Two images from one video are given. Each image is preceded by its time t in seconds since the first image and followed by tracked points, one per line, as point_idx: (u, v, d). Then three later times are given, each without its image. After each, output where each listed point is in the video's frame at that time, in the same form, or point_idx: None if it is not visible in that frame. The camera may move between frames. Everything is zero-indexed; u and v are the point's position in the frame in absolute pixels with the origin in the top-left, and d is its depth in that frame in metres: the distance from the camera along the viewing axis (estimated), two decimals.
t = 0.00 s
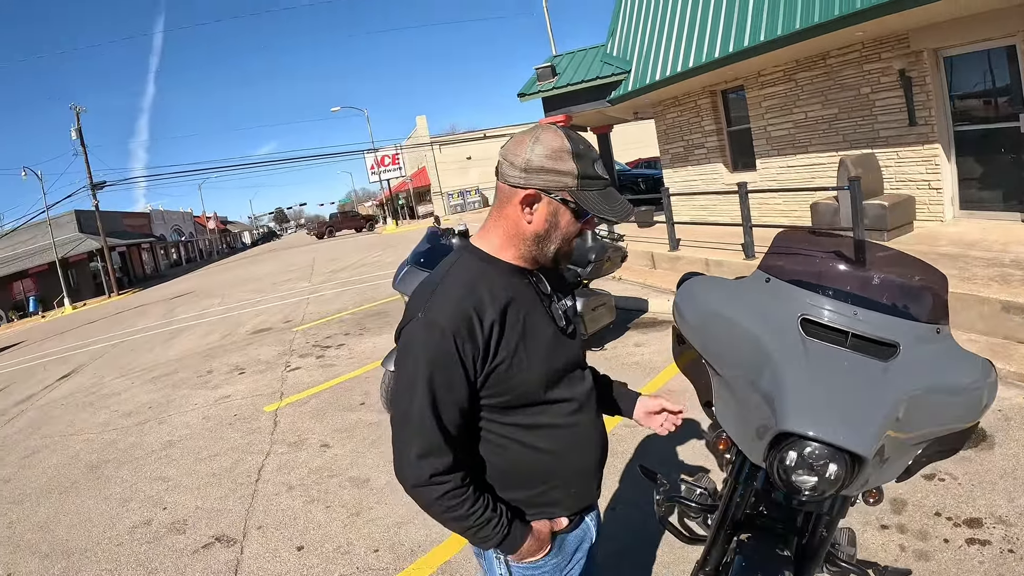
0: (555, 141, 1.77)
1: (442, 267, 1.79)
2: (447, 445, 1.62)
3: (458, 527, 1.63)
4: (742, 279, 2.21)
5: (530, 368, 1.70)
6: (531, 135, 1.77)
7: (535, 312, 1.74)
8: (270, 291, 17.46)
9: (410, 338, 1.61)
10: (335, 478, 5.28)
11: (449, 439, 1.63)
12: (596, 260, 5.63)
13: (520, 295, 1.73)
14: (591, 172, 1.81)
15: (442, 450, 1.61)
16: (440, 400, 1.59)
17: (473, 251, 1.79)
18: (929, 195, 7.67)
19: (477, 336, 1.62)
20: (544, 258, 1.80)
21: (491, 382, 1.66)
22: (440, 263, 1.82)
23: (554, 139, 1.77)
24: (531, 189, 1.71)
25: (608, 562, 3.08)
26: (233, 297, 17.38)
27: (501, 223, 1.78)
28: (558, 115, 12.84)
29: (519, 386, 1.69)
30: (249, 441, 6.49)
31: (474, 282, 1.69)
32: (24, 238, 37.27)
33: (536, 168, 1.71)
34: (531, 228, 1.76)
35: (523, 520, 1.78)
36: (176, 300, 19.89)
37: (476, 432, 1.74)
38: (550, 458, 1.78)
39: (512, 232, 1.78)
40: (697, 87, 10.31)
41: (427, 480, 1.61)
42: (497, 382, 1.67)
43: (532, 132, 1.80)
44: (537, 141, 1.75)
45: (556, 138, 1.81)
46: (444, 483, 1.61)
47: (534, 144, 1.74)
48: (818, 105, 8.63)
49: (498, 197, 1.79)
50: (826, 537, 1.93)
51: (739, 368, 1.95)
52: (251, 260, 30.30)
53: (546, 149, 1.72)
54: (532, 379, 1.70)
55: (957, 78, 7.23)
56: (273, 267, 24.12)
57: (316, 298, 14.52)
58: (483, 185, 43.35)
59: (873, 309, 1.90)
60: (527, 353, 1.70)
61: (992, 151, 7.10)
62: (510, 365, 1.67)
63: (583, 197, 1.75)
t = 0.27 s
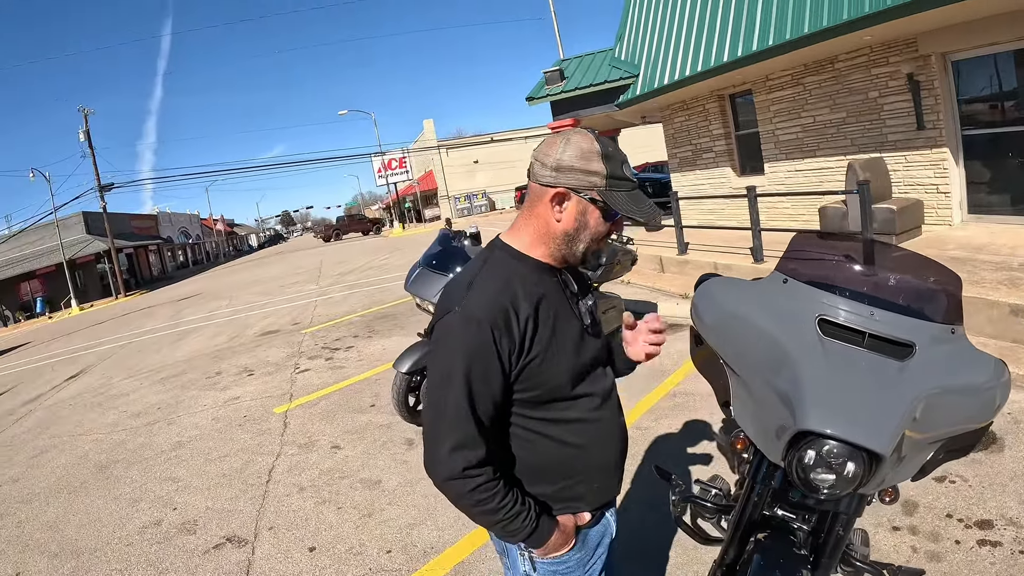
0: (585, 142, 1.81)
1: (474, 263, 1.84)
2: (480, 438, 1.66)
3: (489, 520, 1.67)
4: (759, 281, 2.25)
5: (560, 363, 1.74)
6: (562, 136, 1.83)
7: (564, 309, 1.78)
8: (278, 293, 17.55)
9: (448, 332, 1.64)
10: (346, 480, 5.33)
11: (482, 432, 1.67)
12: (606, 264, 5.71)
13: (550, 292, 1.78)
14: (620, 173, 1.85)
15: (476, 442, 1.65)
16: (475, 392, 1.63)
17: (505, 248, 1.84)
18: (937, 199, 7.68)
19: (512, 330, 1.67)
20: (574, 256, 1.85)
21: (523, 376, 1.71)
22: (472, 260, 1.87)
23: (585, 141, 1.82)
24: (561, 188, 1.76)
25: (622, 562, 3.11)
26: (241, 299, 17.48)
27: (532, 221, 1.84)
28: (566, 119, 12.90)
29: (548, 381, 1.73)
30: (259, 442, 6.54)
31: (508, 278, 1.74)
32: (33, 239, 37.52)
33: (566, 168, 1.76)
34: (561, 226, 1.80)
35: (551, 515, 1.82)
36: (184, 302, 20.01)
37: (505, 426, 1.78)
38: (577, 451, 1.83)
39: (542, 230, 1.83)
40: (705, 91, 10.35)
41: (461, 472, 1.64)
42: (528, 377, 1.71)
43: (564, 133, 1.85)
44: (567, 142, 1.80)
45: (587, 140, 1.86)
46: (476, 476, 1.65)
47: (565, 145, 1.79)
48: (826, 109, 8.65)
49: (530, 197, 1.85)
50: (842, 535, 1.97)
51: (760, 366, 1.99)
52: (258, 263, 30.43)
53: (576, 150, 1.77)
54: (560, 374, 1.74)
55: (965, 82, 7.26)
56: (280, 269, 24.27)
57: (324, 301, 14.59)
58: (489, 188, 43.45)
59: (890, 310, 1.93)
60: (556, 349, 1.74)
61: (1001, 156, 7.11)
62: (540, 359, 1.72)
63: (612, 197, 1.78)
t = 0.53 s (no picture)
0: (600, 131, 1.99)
1: (513, 251, 1.91)
2: (519, 418, 1.72)
3: (525, 501, 1.72)
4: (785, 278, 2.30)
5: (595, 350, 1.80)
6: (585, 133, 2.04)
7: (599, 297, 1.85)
8: (283, 293, 17.62)
9: (490, 312, 1.71)
10: (359, 480, 5.37)
11: (521, 414, 1.72)
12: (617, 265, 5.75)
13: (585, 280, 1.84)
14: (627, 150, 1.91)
15: (515, 422, 1.71)
16: (517, 370, 1.69)
17: (545, 239, 1.92)
18: (945, 202, 7.71)
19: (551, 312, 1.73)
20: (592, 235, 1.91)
21: (561, 359, 1.77)
22: (511, 250, 1.94)
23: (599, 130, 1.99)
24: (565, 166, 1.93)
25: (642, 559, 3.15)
26: (247, 300, 17.54)
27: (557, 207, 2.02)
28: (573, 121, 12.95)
29: (584, 365, 1.79)
30: (270, 442, 6.58)
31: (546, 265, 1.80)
32: (36, 238, 37.65)
33: (572, 149, 1.94)
34: (572, 203, 1.93)
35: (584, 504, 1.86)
36: (189, 302, 20.10)
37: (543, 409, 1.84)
38: (612, 441, 1.87)
39: (562, 213, 1.98)
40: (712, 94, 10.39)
41: (502, 451, 1.70)
42: (566, 360, 1.77)
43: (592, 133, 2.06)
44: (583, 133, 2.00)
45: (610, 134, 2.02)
46: (516, 456, 1.70)
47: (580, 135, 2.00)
48: (834, 112, 8.69)
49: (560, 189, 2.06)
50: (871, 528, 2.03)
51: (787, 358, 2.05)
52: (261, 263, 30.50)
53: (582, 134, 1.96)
54: (596, 359, 1.80)
55: (971, 86, 7.31)
56: (285, 269, 24.34)
57: (329, 301, 14.63)
58: (492, 190, 43.53)
59: (916, 307, 1.96)
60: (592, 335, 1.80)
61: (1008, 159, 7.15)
62: (577, 343, 1.78)
63: (608, 165, 1.85)
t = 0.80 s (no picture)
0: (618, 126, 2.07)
1: (539, 243, 1.96)
2: (535, 406, 1.75)
3: (539, 490, 1.76)
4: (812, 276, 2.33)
5: (616, 343, 1.83)
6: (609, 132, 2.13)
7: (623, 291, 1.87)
8: (287, 294, 17.66)
9: (509, 300, 1.74)
10: (370, 480, 5.40)
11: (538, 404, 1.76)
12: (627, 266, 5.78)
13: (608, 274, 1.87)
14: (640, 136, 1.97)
15: (530, 410, 1.74)
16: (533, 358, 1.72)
17: (571, 233, 1.96)
18: (952, 204, 7.74)
19: (571, 303, 1.76)
20: (614, 222, 1.95)
21: (579, 351, 1.80)
22: (537, 241, 1.99)
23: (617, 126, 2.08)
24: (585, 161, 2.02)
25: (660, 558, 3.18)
26: (251, 300, 17.58)
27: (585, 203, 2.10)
28: (579, 123, 12.99)
29: (604, 357, 1.82)
30: (279, 442, 6.61)
31: (568, 257, 1.84)
32: (39, 239, 37.76)
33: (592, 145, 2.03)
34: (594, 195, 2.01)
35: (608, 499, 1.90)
36: (193, 302, 20.15)
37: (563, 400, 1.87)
38: (633, 437, 1.90)
39: (588, 206, 2.06)
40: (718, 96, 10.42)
41: (514, 436, 1.74)
42: (584, 351, 1.80)
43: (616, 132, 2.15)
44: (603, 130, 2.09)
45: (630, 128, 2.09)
46: (528, 443, 1.74)
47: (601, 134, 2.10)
48: (840, 114, 8.73)
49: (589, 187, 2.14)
50: (895, 524, 2.06)
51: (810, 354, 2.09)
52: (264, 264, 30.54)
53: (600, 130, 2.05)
54: (617, 352, 1.82)
55: (977, 89, 7.34)
56: (289, 270, 24.40)
57: (334, 302, 14.68)
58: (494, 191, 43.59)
59: (942, 304, 1.99)
60: (614, 327, 1.83)
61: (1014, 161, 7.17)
62: (596, 334, 1.80)
63: (620, 151, 1.92)
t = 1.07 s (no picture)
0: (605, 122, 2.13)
1: (541, 246, 1.99)
2: (537, 413, 1.78)
3: (545, 499, 1.78)
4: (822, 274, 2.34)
5: (620, 344, 1.84)
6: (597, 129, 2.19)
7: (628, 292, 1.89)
8: (290, 294, 17.71)
9: (508, 306, 1.77)
10: (376, 479, 5.43)
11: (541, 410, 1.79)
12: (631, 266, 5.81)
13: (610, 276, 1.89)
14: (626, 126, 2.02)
15: (532, 417, 1.77)
16: (531, 364, 1.74)
17: (574, 234, 1.98)
18: (954, 205, 7.76)
19: (570, 306, 1.78)
20: (609, 213, 2.00)
21: (581, 354, 1.82)
22: (541, 243, 2.02)
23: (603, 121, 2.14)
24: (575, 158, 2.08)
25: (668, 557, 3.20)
26: (253, 300, 17.61)
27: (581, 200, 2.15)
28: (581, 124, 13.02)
29: (608, 358, 1.83)
30: (283, 441, 6.64)
31: (568, 259, 1.86)
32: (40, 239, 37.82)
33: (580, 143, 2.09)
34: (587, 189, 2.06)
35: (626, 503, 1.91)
36: (195, 302, 20.19)
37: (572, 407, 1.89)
38: (644, 442, 1.92)
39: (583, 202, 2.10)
40: (721, 97, 10.46)
41: (517, 445, 1.76)
42: (586, 353, 1.82)
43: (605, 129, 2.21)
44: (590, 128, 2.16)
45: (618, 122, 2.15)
46: (531, 451, 1.76)
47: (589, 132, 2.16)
48: (843, 116, 8.76)
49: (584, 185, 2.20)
50: (904, 520, 2.09)
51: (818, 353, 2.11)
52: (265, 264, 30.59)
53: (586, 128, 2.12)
54: (620, 352, 1.84)
55: (979, 90, 7.37)
56: (291, 270, 24.45)
57: (337, 302, 14.71)
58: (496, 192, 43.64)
59: (950, 301, 2.00)
60: (617, 329, 1.84)
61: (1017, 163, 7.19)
62: (597, 337, 1.81)
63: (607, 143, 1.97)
